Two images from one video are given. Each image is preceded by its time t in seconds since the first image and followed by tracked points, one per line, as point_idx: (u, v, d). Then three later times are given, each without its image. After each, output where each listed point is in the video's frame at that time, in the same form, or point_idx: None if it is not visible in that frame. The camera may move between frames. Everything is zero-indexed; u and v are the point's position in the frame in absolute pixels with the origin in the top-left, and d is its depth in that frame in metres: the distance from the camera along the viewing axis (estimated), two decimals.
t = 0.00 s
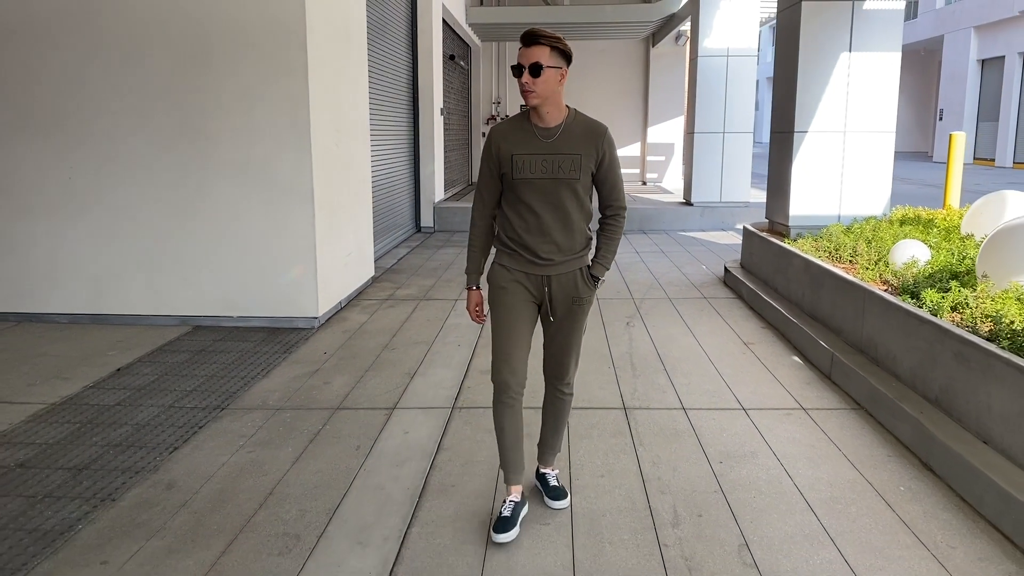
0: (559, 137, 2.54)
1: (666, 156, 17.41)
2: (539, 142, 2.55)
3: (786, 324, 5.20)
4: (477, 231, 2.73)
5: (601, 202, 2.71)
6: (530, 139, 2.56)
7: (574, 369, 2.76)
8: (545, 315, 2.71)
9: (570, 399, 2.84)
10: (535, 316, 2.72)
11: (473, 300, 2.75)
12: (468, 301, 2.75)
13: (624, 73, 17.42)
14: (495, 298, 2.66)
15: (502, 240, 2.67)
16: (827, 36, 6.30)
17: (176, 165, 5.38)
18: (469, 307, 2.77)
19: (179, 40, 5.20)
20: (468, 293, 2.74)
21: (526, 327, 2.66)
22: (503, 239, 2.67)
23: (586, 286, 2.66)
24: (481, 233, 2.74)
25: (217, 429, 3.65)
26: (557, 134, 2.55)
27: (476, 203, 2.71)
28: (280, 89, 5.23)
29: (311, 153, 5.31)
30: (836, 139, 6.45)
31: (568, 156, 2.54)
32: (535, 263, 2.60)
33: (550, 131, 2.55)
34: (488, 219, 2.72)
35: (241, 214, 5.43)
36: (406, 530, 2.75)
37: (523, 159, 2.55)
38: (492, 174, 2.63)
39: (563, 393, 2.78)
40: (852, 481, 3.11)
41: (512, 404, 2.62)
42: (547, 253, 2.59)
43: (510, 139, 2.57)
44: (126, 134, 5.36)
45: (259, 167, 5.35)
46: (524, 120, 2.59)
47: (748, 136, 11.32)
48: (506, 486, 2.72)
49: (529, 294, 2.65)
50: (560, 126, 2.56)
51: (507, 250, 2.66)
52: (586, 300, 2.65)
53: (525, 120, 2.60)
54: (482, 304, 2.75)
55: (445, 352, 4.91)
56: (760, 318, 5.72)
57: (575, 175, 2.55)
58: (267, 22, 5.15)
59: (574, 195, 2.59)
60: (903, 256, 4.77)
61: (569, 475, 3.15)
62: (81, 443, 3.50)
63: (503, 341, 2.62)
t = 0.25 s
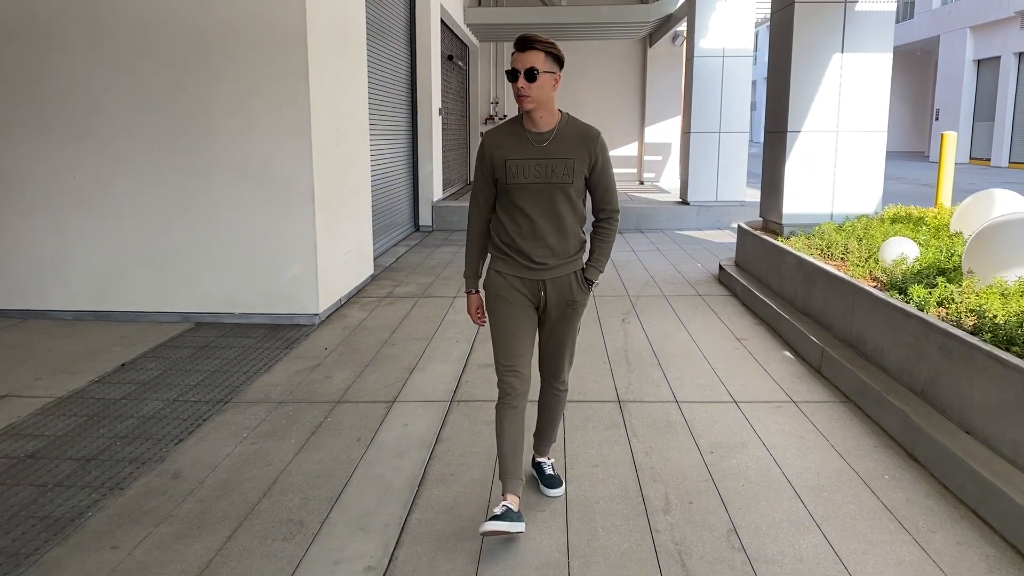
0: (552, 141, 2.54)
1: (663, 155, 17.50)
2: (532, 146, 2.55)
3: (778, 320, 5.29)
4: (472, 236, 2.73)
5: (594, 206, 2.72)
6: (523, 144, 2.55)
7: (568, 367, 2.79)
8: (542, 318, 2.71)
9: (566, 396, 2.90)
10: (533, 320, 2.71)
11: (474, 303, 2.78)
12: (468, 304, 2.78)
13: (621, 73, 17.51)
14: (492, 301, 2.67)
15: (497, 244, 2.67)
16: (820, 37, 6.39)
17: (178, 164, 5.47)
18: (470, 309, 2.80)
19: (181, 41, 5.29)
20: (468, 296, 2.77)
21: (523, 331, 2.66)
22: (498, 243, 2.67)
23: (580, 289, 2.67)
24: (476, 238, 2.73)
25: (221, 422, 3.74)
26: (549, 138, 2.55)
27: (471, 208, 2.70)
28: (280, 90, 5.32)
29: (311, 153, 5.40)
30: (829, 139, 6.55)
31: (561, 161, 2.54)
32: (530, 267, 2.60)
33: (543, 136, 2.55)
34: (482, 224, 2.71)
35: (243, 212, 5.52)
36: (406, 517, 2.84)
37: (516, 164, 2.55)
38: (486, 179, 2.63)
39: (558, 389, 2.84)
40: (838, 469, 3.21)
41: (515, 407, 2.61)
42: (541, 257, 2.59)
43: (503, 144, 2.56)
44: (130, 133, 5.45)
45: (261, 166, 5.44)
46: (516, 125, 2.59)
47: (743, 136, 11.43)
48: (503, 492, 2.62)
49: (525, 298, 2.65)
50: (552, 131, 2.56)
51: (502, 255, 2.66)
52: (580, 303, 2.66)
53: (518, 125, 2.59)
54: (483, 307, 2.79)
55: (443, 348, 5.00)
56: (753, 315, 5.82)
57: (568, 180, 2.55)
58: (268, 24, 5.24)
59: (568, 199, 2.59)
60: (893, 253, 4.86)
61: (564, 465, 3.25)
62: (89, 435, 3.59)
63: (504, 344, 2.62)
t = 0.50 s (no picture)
0: (544, 145, 2.55)
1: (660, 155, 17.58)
2: (524, 150, 2.55)
3: (771, 317, 5.38)
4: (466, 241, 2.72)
5: (586, 209, 2.72)
6: (515, 148, 2.56)
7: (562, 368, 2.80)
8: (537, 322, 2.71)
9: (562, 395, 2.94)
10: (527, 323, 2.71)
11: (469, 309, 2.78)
12: (464, 310, 2.78)
13: (619, 74, 17.59)
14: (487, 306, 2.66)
15: (492, 249, 2.67)
16: (813, 38, 6.48)
17: (181, 164, 5.55)
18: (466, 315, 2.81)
19: (184, 43, 5.37)
20: (464, 302, 2.77)
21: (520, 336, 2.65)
22: (492, 248, 2.67)
23: (575, 293, 2.67)
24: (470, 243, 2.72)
25: (225, 416, 3.83)
26: (541, 142, 2.56)
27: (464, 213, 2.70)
28: (282, 91, 5.41)
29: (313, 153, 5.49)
30: (822, 139, 6.65)
31: (553, 164, 2.54)
32: (525, 271, 2.60)
33: (535, 140, 2.55)
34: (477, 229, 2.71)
35: (244, 211, 5.61)
36: (407, 506, 2.92)
37: (509, 168, 2.55)
38: (479, 184, 2.62)
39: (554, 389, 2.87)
40: (827, 460, 3.30)
41: (512, 410, 2.59)
42: (536, 261, 2.60)
43: (496, 148, 2.57)
44: (133, 133, 5.53)
45: (263, 166, 5.53)
46: (509, 129, 2.59)
47: (739, 136, 11.52)
48: (506, 497, 2.63)
49: (521, 302, 2.65)
50: (544, 135, 2.56)
51: (497, 259, 2.66)
52: (575, 306, 2.66)
53: (510, 129, 2.60)
54: (479, 313, 2.79)
55: (442, 345, 5.09)
56: (747, 312, 5.90)
57: (561, 183, 2.55)
58: (270, 25, 5.32)
59: (561, 202, 2.58)
60: (883, 251, 4.96)
61: (560, 456, 3.33)
62: (96, 428, 3.67)
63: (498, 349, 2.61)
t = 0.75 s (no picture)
0: (537, 142, 2.57)
1: (658, 155, 17.69)
2: (518, 148, 2.57)
3: (765, 314, 5.48)
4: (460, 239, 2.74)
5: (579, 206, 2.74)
6: (509, 146, 2.58)
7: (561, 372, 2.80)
8: (531, 320, 2.73)
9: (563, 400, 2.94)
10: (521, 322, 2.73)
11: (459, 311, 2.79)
12: (454, 312, 2.79)
13: (617, 74, 17.69)
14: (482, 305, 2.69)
15: (486, 247, 2.69)
16: (808, 40, 6.57)
17: (184, 164, 5.64)
18: (456, 318, 2.81)
19: (188, 44, 5.46)
20: (455, 306, 2.78)
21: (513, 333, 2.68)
22: (486, 246, 2.69)
23: (568, 290, 2.70)
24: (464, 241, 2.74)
25: (231, 409, 3.92)
26: (534, 140, 2.58)
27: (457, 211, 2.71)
28: (284, 92, 5.50)
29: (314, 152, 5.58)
30: (816, 139, 6.74)
31: (547, 161, 2.56)
32: (519, 268, 2.63)
33: (528, 138, 2.58)
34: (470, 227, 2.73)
35: (247, 210, 5.70)
36: (408, 495, 3.02)
37: (502, 166, 2.57)
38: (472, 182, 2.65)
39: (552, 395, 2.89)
40: (816, 451, 3.40)
41: (507, 408, 2.65)
42: (529, 258, 2.62)
43: (489, 147, 2.59)
44: (137, 133, 5.62)
45: (265, 166, 5.62)
46: (502, 128, 2.61)
47: (736, 136, 11.62)
48: (505, 492, 2.71)
49: (514, 299, 2.68)
50: (536, 132, 2.59)
51: (490, 257, 2.68)
52: (570, 304, 2.69)
53: (503, 127, 2.62)
54: (470, 315, 2.79)
55: (442, 341, 5.18)
56: (741, 310, 6.00)
57: (555, 180, 2.57)
58: (272, 27, 5.41)
59: (554, 200, 2.61)
60: (875, 249, 5.05)
61: (558, 448, 3.43)
62: (104, 422, 3.76)
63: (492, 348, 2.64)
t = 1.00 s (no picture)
0: (532, 138, 2.59)
1: (656, 155, 17.79)
2: (513, 143, 2.59)
3: (760, 311, 5.57)
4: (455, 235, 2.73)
5: (573, 202, 2.76)
6: (504, 142, 2.60)
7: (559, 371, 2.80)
8: (526, 315, 2.74)
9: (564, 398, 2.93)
10: (515, 318, 2.74)
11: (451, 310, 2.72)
12: (447, 310, 2.72)
13: (615, 75, 17.78)
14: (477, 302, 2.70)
15: (480, 242, 2.70)
16: (802, 41, 6.67)
17: (188, 163, 5.73)
18: (448, 315, 2.74)
19: (192, 46, 5.54)
20: (449, 302, 2.72)
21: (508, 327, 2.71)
22: (481, 241, 2.69)
23: (563, 284, 2.69)
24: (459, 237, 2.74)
25: (236, 403, 4.01)
26: (529, 136, 2.60)
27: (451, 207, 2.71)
28: (287, 92, 5.58)
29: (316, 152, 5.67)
30: (810, 139, 6.84)
31: (542, 156, 2.58)
32: (513, 263, 2.63)
33: (523, 133, 2.59)
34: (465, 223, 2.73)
35: (250, 208, 5.79)
36: (411, 484, 3.11)
37: (498, 161, 2.59)
38: (467, 178, 2.66)
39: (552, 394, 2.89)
40: (807, 443, 3.49)
41: (505, 403, 2.71)
42: (524, 253, 2.62)
43: (484, 143, 2.60)
44: (142, 133, 5.71)
45: (268, 166, 5.70)
46: (496, 124, 2.63)
47: (733, 137, 11.72)
48: (505, 481, 2.80)
49: (508, 295, 2.69)
50: (532, 129, 2.61)
51: (485, 252, 2.68)
52: (565, 297, 2.69)
53: (498, 123, 2.63)
54: (464, 312, 2.72)
55: (442, 338, 5.27)
56: (737, 307, 6.09)
57: (550, 175, 2.59)
58: (275, 29, 5.49)
59: (550, 194, 2.61)
60: (867, 247, 5.14)
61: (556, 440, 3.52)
62: (113, 415, 3.85)
63: (489, 345, 2.69)
